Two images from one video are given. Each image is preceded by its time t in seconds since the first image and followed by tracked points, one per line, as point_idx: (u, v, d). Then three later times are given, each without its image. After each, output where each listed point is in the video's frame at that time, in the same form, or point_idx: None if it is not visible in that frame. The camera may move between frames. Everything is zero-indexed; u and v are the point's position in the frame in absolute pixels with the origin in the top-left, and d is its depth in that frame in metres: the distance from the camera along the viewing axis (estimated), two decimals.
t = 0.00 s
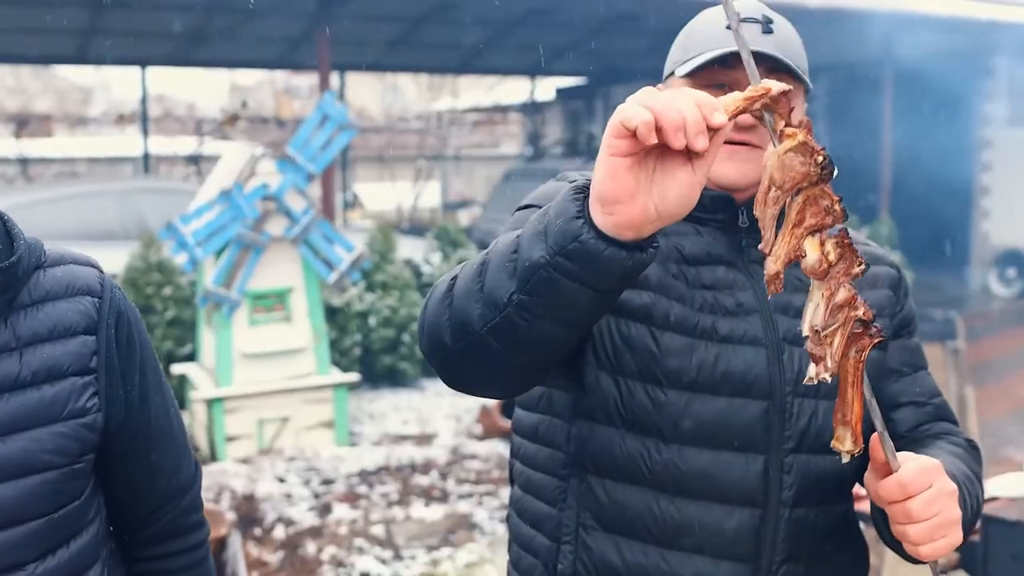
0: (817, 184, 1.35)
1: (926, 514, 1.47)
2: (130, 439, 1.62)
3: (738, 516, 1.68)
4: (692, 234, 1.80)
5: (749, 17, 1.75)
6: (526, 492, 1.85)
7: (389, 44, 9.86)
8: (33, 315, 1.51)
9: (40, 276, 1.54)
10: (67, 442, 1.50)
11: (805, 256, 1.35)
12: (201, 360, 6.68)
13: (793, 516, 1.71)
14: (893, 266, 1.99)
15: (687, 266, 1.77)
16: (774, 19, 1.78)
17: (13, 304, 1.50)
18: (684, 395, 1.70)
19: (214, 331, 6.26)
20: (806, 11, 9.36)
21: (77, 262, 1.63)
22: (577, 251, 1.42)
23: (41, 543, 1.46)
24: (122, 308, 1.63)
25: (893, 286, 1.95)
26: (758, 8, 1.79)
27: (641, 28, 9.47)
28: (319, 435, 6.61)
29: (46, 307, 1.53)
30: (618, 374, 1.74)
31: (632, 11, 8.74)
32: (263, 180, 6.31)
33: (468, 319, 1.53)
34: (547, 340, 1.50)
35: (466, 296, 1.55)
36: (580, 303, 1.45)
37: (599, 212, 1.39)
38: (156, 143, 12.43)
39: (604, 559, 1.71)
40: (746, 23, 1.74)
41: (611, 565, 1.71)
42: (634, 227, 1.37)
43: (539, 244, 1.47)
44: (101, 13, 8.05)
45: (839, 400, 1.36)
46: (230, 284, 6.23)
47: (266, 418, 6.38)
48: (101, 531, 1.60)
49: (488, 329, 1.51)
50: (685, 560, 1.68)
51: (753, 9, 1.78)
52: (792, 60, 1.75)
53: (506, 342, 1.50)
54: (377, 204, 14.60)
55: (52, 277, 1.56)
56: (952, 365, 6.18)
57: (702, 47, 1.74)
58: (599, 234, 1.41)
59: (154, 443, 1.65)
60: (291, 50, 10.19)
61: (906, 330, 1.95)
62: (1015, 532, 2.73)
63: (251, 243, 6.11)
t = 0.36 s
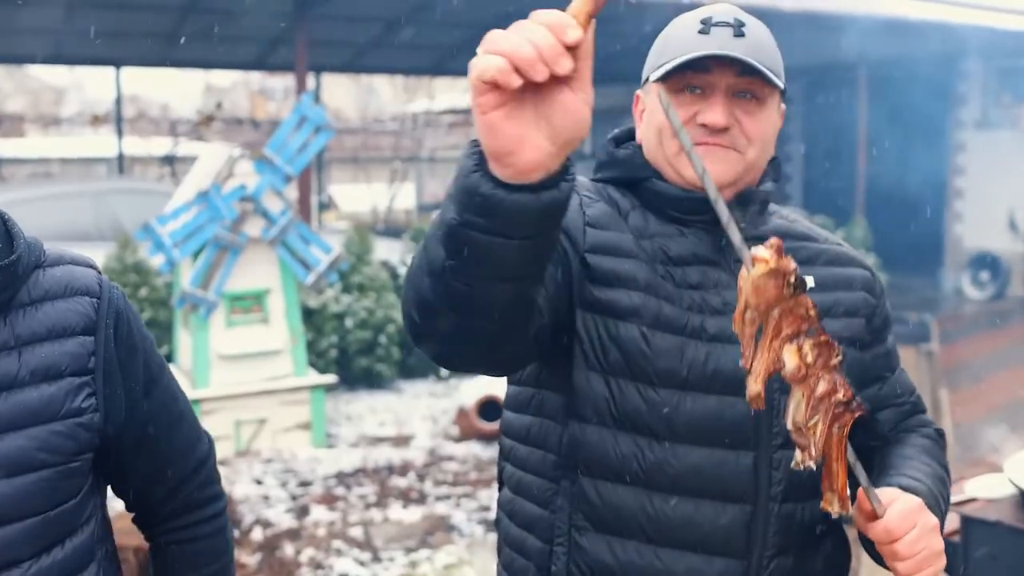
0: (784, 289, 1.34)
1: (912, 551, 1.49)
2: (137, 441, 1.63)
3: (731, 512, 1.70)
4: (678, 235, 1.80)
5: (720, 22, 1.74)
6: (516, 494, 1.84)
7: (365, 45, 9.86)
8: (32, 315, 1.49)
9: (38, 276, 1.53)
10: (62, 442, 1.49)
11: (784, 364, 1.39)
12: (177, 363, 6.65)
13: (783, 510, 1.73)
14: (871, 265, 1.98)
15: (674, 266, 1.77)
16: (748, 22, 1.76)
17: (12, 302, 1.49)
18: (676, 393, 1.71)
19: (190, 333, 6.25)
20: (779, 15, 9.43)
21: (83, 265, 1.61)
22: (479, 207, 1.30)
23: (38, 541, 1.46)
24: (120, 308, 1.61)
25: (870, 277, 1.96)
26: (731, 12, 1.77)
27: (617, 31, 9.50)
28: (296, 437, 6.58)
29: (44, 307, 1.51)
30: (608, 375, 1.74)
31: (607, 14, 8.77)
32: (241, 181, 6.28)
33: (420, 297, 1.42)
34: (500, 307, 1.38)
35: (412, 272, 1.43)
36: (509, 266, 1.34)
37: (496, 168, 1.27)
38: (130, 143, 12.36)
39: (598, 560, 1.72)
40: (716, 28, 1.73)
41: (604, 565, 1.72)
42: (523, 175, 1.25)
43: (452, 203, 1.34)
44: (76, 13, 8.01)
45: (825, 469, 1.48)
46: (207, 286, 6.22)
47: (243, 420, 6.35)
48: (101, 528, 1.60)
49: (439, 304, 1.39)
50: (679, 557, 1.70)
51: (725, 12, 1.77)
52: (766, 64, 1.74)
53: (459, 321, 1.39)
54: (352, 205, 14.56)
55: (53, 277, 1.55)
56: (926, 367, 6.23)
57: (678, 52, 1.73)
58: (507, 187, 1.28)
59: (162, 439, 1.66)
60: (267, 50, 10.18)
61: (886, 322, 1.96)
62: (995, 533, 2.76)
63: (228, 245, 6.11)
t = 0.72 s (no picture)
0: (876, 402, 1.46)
1: None
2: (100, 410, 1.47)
3: (715, 518, 1.71)
4: (655, 249, 1.82)
5: (705, 28, 1.76)
6: (501, 507, 1.86)
7: (342, 46, 9.86)
8: (7, 301, 1.38)
9: (13, 263, 1.42)
10: (43, 432, 1.37)
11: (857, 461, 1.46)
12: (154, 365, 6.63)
13: (767, 514, 1.74)
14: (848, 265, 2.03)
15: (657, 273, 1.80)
16: (733, 28, 1.78)
17: None
18: (655, 403, 1.73)
19: (166, 333, 6.27)
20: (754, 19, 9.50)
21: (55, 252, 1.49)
22: (448, 321, 1.48)
23: (33, 528, 1.34)
24: (100, 287, 1.49)
25: (851, 283, 2.01)
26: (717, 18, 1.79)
27: (593, 33, 9.54)
28: (272, 438, 6.55)
29: (21, 293, 1.40)
30: (586, 389, 1.75)
31: (582, 15, 8.80)
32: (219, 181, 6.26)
33: (379, 385, 1.58)
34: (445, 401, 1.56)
35: (374, 360, 1.59)
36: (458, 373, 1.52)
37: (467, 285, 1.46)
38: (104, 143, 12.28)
39: (587, 569, 1.73)
40: (703, 33, 1.75)
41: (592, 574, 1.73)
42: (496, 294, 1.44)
43: (419, 315, 1.52)
44: (50, 12, 7.97)
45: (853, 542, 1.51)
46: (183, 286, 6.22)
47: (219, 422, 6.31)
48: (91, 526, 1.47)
49: (400, 393, 1.56)
50: (666, 564, 1.72)
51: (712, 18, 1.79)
52: (752, 70, 1.75)
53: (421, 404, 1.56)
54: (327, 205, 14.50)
55: (26, 264, 1.43)
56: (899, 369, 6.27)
57: (659, 58, 1.75)
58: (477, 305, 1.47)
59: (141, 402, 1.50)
60: (243, 51, 10.18)
61: (864, 323, 2.03)
62: (973, 533, 2.78)
63: (205, 245, 6.12)
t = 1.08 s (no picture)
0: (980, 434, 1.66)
1: None
2: (70, 363, 1.76)
3: (693, 525, 1.84)
4: (628, 266, 1.94)
5: (696, 43, 1.87)
6: (489, 517, 1.98)
7: (319, 48, 9.79)
8: None
9: None
10: (25, 409, 1.65)
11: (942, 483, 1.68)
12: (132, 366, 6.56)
13: (744, 521, 1.88)
14: (834, 266, 2.14)
15: (632, 284, 1.92)
16: (722, 45, 1.90)
17: None
18: (631, 414, 1.85)
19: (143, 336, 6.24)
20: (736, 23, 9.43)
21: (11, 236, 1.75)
22: (536, 278, 1.69)
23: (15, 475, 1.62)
24: (52, 265, 1.77)
25: (835, 281, 2.12)
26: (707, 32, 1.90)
27: (572, 36, 9.48)
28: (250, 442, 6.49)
29: None
30: (565, 401, 1.88)
31: (561, 18, 8.76)
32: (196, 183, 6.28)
33: (434, 374, 1.72)
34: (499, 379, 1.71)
35: (427, 353, 1.74)
36: (532, 339, 1.70)
37: (541, 242, 1.73)
38: (79, 146, 12.05)
39: None
40: (691, 49, 1.86)
41: None
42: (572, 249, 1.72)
43: (501, 281, 1.71)
44: (24, 13, 7.91)
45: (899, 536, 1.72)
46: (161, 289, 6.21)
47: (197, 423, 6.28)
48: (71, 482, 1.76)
49: (458, 379, 1.71)
50: (647, 570, 1.83)
51: (702, 33, 1.90)
52: (734, 88, 1.87)
53: (476, 383, 1.70)
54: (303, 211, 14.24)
55: None
56: (876, 372, 6.28)
57: (647, 67, 1.86)
58: (552, 264, 1.71)
59: (101, 356, 1.76)
60: (219, 52, 10.07)
61: (848, 317, 2.13)
62: (951, 536, 2.82)
63: (183, 248, 6.14)
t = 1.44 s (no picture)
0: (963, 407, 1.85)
1: None
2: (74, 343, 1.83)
3: (684, 524, 1.88)
4: (623, 271, 1.99)
5: (711, 74, 1.93)
6: (481, 512, 2.02)
7: (304, 50, 9.76)
8: None
9: None
10: (8, 408, 1.64)
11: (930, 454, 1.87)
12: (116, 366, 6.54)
13: (734, 522, 1.92)
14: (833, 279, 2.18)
15: (629, 286, 1.98)
16: (737, 77, 1.94)
17: None
18: (627, 413, 1.89)
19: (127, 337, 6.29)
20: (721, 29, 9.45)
21: None
22: (543, 286, 1.78)
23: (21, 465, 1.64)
24: (36, 256, 1.77)
25: (831, 289, 2.16)
26: (724, 63, 1.95)
27: (556, 41, 9.51)
28: (236, 443, 6.47)
29: None
30: (561, 399, 1.93)
31: (545, 23, 8.78)
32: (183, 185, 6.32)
33: (440, 377, 1.82)
34: (499, 380, 1.80)
35: (432, 356, 1.84)
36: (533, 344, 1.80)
37: (546, 251, 1.82)
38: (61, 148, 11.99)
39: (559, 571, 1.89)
40: (704, 79, 1.91)
41: None
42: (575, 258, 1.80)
43: (505, 290, 1.80)
44: (8, 15, 7.89)
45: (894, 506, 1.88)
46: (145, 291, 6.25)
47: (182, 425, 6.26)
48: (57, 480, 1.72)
49: (463, 382, 1.80)
50: (638, 568, 1.87)
51: (720, 63, 1.95)
52: (743, 123, 1.92)
53: (481, 385, 1.80)
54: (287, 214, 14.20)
55: None
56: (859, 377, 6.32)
57: (661, 94, 1.92)
58: (556, 273, 1.80)
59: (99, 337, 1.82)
60: (204, 54, 10.07)
61: (845, 328, 2.17)
62: (937, 536, 2.85)
63: (170, 249, 6.19)
